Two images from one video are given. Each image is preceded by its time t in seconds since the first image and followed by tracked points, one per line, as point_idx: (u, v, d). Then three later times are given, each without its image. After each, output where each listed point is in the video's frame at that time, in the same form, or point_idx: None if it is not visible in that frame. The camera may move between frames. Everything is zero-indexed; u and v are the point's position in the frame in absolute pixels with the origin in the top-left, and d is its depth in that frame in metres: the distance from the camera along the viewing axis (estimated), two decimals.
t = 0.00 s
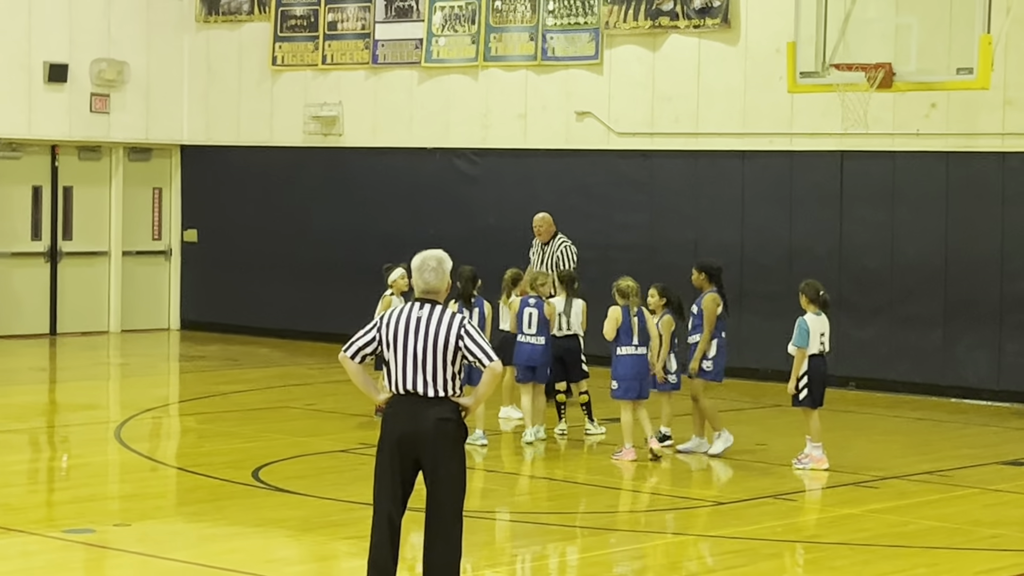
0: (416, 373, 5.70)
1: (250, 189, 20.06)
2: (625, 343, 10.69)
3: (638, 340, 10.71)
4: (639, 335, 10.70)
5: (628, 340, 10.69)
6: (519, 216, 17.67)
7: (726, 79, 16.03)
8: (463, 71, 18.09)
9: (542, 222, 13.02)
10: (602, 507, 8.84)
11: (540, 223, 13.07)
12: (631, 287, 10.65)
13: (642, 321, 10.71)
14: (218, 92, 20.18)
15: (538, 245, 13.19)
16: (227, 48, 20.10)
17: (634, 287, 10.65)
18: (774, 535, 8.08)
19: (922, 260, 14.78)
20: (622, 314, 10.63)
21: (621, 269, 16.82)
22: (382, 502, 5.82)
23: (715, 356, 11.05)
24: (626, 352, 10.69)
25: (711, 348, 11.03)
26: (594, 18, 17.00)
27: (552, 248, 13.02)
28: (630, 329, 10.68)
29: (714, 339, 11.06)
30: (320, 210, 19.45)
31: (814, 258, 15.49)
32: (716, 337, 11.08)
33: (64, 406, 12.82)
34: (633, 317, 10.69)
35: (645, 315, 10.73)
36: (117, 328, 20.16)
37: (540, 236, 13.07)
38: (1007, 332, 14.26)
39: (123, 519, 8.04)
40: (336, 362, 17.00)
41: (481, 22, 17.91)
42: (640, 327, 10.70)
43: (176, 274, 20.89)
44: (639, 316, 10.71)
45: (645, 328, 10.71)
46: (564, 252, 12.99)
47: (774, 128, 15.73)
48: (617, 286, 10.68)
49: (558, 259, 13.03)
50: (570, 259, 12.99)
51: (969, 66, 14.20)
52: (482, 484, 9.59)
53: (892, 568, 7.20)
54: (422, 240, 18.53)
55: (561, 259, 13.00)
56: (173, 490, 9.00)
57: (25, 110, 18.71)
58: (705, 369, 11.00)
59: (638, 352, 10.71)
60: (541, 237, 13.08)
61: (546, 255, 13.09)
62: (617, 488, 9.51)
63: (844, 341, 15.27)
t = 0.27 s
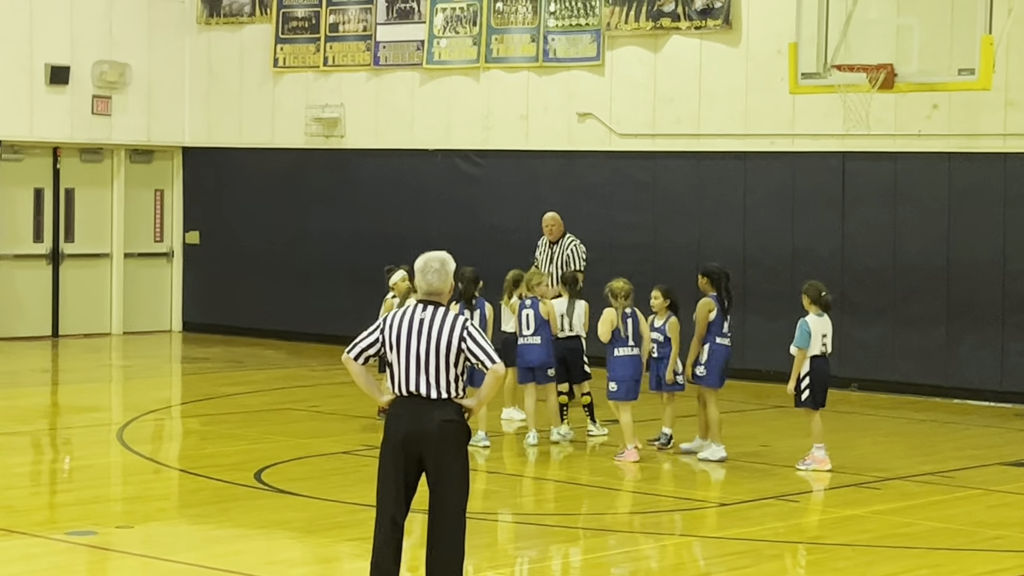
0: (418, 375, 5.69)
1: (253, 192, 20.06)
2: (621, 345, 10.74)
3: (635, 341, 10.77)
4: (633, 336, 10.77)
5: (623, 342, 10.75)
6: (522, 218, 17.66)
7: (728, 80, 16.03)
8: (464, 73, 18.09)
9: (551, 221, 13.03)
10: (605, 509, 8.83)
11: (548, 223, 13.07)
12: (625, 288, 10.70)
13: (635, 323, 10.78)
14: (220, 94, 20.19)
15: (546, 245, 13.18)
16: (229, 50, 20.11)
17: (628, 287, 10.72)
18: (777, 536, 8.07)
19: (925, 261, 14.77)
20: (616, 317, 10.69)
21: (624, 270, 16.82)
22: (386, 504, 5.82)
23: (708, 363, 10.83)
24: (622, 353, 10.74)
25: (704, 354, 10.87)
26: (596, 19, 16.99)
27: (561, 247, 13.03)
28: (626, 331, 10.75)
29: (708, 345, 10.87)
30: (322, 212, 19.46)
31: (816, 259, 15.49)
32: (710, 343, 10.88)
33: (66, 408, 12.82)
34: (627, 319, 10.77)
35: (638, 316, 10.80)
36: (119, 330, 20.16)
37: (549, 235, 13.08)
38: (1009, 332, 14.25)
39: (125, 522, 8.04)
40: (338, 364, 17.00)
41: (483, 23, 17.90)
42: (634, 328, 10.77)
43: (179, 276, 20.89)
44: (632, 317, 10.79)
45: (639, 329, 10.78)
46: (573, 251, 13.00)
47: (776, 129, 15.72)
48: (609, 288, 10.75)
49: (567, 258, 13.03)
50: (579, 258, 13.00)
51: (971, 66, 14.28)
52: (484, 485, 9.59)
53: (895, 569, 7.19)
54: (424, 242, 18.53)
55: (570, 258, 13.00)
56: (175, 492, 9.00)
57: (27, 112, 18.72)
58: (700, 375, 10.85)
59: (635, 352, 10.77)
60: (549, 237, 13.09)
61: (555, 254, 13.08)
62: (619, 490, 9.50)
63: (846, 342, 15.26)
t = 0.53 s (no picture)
0: (419, 375, 5.69)
1: (253, 193, 20.07)
2: (610, 344, 10.75)
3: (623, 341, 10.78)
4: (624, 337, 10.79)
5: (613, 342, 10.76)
6: (522, 218, 17.67)
7: (728, 79, 16.02)
8: (465, 73, 18.09)
9: (560, 222, 13.18)
10: (606, 509, 8.83)
11: (558, 223, 13.19)
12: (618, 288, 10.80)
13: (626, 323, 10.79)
14: (220, 95, 20.18)
15: (553, 245, 13.28)
16: (229, 50, 20.11)
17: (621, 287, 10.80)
18: (778, 535, 8.07)
19: (925, 261, 14.77)
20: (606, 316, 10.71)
21: (624, 270, 16.82)
22: (387, 505, 5.82)
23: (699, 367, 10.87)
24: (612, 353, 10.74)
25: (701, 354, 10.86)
26: (596, 19, 16.99)
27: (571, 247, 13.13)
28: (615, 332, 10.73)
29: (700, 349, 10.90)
30: (322, 213, 19.46)
31: (816, 259, 15.48)
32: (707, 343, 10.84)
33: (67, 409, 12.82)
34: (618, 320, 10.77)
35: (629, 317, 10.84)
36: (120, 331, 20.16)
37: (559, 236, 13.20)
38: (1009, 332, 14.25)
39: (126, 522, 8.04)
40: (339, 364, 17.00)
41: (483, 24, 17.90)
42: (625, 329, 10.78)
43: (179, 277, 20.89)
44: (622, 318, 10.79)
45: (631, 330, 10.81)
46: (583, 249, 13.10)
47: (776, 129, 15.72)
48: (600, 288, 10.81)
49: (577, 257, 13.13)
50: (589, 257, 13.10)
51: (971, 66, 14.20)
52: (485, 486, 9.59)
53: (896, 568, 7.20)
54: (425, 243, 18.54)
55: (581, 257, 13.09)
56: (176, 493, 9.00)
57: (27, 113, 18.73)
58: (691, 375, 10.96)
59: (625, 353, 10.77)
60: (559, 237, 13.20)
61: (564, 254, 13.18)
62: (620, 490, 9.50)
63: (847, 343, 15.26)
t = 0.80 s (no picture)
0: (419, 375, 5.69)
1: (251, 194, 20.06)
2: (594, 342, 10.78)
3: (608, 339, 10.78)
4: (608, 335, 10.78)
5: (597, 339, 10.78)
6: (521, 218, 17.67)
7: (726, 79, 16.03)
8: (462, 73, 18.10)
9: (568, 223, 12.93)
10: (605, 509, 8.83)
11: (566, 224, 12.96)
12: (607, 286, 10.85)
13: (611, 321, 10.79)
14: (218, 96, 20.18)
15: (562, 245, 13.06)
16: (227, 51, 20.10)
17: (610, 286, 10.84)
18: (777, 535, 8.07)
19: (923, 260, 14.77)
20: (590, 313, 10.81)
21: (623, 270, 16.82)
22: (388, 505, 5.82)
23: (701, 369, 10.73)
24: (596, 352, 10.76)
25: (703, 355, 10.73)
26: (594, 19, 17.00)
27: (582, 248, 12.96)
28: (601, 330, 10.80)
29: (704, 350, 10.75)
30: (320, 214, 19.46)
31: (815, 258, 15.48)
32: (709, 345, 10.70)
33: (66, 410, 12.81)
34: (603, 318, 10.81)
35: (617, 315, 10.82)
36: (119, 332, 20.16)
37: (568, 236, 13.00)
38: (1008, 330, 14.26)
39: (125, 524, 8.04)
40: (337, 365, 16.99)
41: (481, 24, 17.91)
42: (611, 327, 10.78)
43: (177, 278, 20.89)
44: (609, 316, 10.81)
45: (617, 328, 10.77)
46: (595, 250, 12.95)
47: (774, 128, 15.72)
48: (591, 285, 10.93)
49: (588, 258, 12.99)
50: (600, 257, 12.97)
51: (969, 65, 14.32)
52: (484, 486, 9.59)
53: (895, 567, 7.20)
54: (423, 243, 18.54)
55: (592, 258, 12.94)
56: (175, 494, 9.00)
57: (25, 115, 18.73)
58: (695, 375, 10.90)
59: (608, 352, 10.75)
60: (568, 237, 12.97)
61: (575, 254, 13.00)
62: (619, 491, 9.50)
63: (845, 342, 15.25)
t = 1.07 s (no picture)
0: (418, 376, 5.69)
1: (250, 195, 20.07)
2: (578, 345, 10.62)
3: (592, 342, 10.60)
4: (592, 337, 10.60)
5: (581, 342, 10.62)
6: (519, 218, 17.67)
7: (724, 78, 16.03)
8: (460, 73, 18.09)
9: (579, 225, 12.96)
10: (603, 509, 8.83)
11: (578, 225, 12.99)
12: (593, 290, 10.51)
13: (596, 323, 10.61)
14: (216, 97, 20.17)
15: (571, 245, 13.12)
16: (225, 52, 20.10)
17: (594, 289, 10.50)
18: (776, 535, 8.07)
19: (921, 259, 14.78)
20: (573, 315, 10.62)
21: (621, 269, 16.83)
22: (387, 505, 5.82)
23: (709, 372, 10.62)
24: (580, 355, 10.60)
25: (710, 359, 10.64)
26: (592, 19, 17.00)
27: (593, 250, 13.06)
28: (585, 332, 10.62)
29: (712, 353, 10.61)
30: (318, 215, 19.45)
31: (813, 258, 15.48)
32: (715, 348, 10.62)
33: (64, 411, 12.81)
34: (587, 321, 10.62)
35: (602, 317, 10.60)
36: (117, 333, 20.16)
37: (579, 237, 13.07)
38: (1007, 330, 14.27)
39: (124, 525, 8.04)
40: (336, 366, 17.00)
41: (478, 24, 17.91)
42: (595, 330, 10.59)
43: (175, 279, 20.88)
44: (592, 319, 10.62)
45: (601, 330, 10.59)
46: (606, 252, 13.07)
47: (772, 128, 15.73)
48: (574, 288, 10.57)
49: (599, 259, 13.09)
50: (611, 258, 13.08)
51: (966, 64, 14.35)
52: (483, 486, 9.60)
53: (894, 567, 7.20)
54: (421, 244, 18.54)
55: (604, 260, 13.07)
56: (174, 495, 9.00)
57: (23, 116, 18.73)
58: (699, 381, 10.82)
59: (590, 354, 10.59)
60: (579, 238, 13.05)
61: (585, 255, 13.11)
62: (617, 490, 9.51)
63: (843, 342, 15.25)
